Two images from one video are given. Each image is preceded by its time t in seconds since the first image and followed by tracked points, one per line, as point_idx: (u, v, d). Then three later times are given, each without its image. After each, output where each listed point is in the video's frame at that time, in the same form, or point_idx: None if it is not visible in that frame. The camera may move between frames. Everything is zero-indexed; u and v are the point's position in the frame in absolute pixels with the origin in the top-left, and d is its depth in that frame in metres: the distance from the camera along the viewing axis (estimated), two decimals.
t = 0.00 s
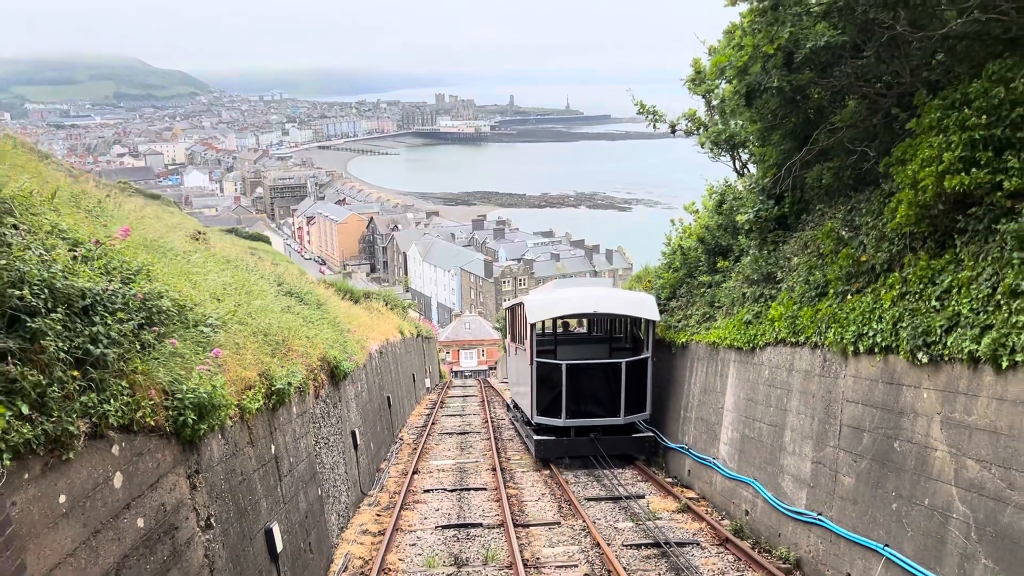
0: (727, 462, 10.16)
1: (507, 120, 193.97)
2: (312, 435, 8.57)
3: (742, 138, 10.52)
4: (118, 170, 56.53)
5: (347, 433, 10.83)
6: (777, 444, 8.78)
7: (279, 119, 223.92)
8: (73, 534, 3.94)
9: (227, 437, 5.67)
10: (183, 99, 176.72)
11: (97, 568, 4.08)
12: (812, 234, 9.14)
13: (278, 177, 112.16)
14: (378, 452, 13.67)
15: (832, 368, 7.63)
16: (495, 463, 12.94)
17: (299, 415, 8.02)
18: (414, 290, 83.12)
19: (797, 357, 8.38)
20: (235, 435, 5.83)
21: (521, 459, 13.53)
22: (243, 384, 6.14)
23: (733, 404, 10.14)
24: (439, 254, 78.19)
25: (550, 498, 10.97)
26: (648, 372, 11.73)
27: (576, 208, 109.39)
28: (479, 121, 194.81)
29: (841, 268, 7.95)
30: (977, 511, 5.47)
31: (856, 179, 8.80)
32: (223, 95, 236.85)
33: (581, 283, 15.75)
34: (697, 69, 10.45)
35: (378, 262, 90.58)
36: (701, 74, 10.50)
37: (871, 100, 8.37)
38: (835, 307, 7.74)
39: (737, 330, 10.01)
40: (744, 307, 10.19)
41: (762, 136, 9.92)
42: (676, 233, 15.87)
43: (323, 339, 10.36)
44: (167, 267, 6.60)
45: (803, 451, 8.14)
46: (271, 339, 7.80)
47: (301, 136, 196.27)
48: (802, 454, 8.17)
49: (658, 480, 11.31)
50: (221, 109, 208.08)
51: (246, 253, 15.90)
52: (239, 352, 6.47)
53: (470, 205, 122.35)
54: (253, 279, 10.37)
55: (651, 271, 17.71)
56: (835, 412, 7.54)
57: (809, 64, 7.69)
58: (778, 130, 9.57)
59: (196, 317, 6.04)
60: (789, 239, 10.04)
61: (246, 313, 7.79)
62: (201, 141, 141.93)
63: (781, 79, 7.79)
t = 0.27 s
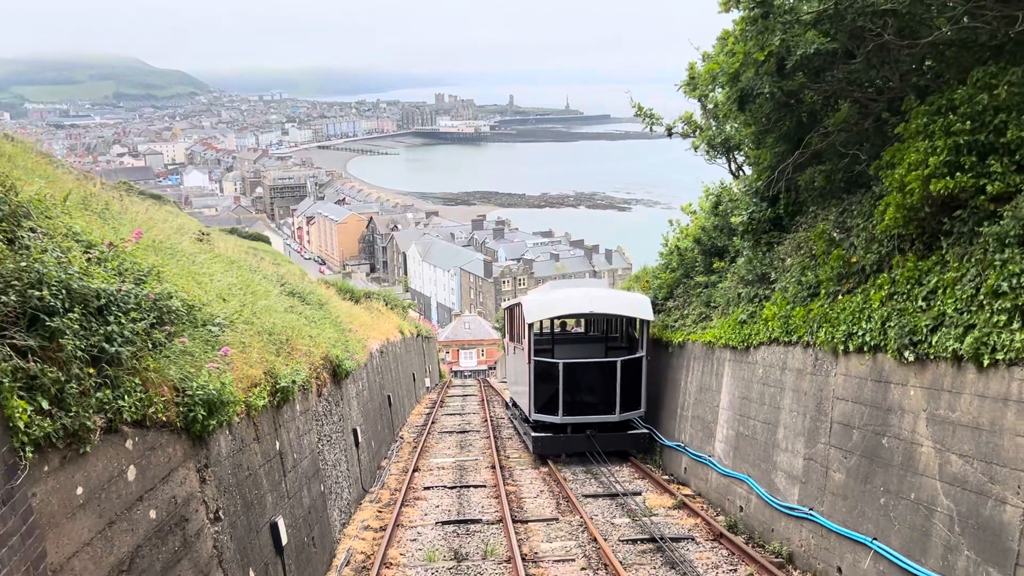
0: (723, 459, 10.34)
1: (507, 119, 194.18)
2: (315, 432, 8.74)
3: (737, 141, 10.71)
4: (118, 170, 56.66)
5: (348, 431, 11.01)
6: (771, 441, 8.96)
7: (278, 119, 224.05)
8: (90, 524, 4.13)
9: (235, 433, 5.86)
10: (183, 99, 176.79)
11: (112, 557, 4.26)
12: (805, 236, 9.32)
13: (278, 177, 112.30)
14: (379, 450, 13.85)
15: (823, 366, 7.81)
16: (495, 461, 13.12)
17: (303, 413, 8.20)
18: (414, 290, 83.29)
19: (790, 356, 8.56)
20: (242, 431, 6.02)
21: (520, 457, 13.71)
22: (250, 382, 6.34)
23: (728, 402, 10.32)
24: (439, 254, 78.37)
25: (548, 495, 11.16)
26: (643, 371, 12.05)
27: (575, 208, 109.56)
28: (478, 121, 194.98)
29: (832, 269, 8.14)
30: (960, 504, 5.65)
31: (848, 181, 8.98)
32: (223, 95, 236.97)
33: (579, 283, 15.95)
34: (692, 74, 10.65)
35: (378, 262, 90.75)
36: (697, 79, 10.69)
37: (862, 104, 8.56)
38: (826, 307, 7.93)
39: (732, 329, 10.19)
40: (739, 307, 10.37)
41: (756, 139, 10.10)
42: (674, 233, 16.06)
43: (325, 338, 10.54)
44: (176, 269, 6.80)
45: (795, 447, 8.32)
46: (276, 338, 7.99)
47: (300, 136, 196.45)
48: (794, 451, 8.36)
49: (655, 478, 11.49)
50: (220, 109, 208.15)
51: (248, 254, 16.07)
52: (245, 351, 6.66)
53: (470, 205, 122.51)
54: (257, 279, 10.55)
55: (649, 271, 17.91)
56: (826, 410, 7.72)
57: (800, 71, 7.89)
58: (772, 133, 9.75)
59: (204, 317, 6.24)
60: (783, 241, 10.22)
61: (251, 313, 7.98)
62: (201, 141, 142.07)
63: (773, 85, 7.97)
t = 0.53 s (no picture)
0: (719, 457, 10.49)
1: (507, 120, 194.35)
2: (317, 430, 8.90)
3: (733, 143, 10.88)
4: (119, 171, 56.79)
5: (350, 430, 11.16)
6: (765, 439, 9.12)
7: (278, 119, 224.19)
8: (103, 517, 4.29)
9: (241, 430, 6.02)
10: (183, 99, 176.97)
11: (124, 548, 4.43)
12: (799, 237, 9.49)
13: (278, 177, 112.43)
14: (379, 449, 14.01)
15: (815, 365, 7.97)
16: (494, 460, 13.27)
17: (305, 411, 8.35)
18: (414, 290, 83.45)
19: (783, 355, 8.72)
20: (247, 428, 6.18)
21: (519, 455, 13.87)
22: (256, 380, 6.51)
23: (724, 401, 10.48)
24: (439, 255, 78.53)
25: (547, 492, 11.32)
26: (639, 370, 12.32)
27: (575, 208, 109.75)
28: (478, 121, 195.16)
29: (825, 269, 8.29)
30: (946, 499, 5.81)
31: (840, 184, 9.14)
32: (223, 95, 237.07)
33: (578, 284, 16.12)
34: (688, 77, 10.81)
35: (378, 262, 90.91)
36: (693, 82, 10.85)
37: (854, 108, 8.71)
38: (818, 307, 8.08)
39: (728, 329, 10.35)
40: (734, 307, 10.53)
41: (751, 142, 10.27)
42: (671, 234, 16.21)
43: (327, 338, 10.70)
44: (183, 270, 6.97)
45: (789, 445, 8.48)
46: (279, 337, 8.15)
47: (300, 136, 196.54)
48: (787, 448, 8.52)
49: (652, 476, 11.65)
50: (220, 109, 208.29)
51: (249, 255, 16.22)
52: (251, 351, 6.83)
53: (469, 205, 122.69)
54: (260, 280, 10.72)
55: (646, 271, 18.06)
56: (818, 408, 7.88)
57: (792, 76, 8.06)
58: (766, 136, 9.91)
59: (210, 318, 6.41)
60: (777, 242, 10.39)
61: (255, 313, 8.15)
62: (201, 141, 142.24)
63: (766, 90, 8.13)
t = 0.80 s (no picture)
0: (715, 456, 10.65)
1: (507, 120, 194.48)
2: (320, 430, 9.05)
3: (728, 147, 11.05)
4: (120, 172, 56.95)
5: (351, 429, 11.32)
6: (760, 438, 9.28)
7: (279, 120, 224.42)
8: (115, 511, 4.45)
9: (247, 429, 6.19)
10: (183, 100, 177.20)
11: (135, 541, 4.59)
12: (793, 239, 9.65)
13: (279, 179, 112.63)
14: (381, 449, 14.16)
15: (808, 365, 8.13)
16: (494, 459, 13.42)
17: (308, 411, 8.51)
18: (414, 291, 83.62)
19: (778, 355, 8.89)
20: (253, 427, 6.35)
21: (518, 455, 14.02)
22: (261, 380, 6.68)
23: (720, 400, 10.64)
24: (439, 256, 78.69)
25: (546, 491, 11.47)
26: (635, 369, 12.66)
27: (575, 209, 109.93)
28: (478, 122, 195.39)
29: (818, 270, 8.45)
30: (934, 494, 5.97)
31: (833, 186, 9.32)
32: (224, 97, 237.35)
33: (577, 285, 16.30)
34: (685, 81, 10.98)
35: (378, 263, 91.06)
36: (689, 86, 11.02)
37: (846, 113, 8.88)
38: (811, 308, 8.25)
39: (723, 330, 10.52)
40: (730, 308, 10.70)
41: (746, 146, 10.44)
42: (669, 235, 16.38)
43: (329, 339, 10.86)
44: (190, 273, 7.15)
45: (783, 443, 8.64)
46: (283, 338, 8.32)
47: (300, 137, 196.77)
48: (781, 446, 8.68)
49: (650, 474, 11.80)
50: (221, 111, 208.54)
51: (252, 256, 16.39)
52: (256, 351, 7.00)
53: (470, 206, 122.86)
54: (263, 282, 10.89)
55: (645, 272, 18.23)
56: (811, 407, 8.04)
57: (785, 82, 8.23)
58: (761, 140, 10.08)
59: (217, 319, 6.59)
60: (773, 243, 10.55)
61: (259, 315, 8.32)
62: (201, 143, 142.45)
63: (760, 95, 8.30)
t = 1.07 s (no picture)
0: (712, 455, 10.81)
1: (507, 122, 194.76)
2: (322, 430, 9.21)
3: (724, 150, 11.21)
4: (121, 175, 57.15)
5: (353, 430, 11.48)
6: (755, 437, 9.44)
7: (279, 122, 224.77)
8: (127, 507, 4.62)
9: (252, 428, 6.36)
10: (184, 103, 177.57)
11: (146, 537, 4.76)
12: (788, 242, 9.81)
13: (279, 181, 112.86)
14: (382, 449, 14.32)
15: (802, 365, 8.29)
16: (494, 459, 13.57)
17: (311, 411, 8.67)
18: (415, 293, 83.80)
19: (772, 355, 9.04)
20: (258, 426, 6.51)
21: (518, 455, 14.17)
22: (266, 381, 6.86)
23: (716, 400, 10.80)
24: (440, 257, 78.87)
25: (545, 490, 11.63)
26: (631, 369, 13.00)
27: (575, 211, 110.11)
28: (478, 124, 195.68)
29: (811, 272, 8.60)
30: (922, 491, 6.14)
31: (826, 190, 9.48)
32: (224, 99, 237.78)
33: (575, 287, 16.48)
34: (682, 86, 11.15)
35: (379, 265, 91.23)
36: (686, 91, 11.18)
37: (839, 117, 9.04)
38: (805, 309, 8.41)
39: (720, 331, 10.68)
40: (726, 310, 10.86)
41: (742, 150, 10.60)
42: (667, 237, 16.55)
43: (331, 341, 11.03)
44: (196, 276, 7.33)
45: (777, 442, 8.80)
46: (287, 340, 8.49)
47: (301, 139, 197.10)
48: (776, 445, 8.84)
49: (648, 474, 11.95)
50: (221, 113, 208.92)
51: (254, 259, 16.55)
52: (261, 353, 7.17)
53: (470, 208, 123.07)
54: (266, 285, 11.06)
55: (644, 274, 18.38)
56: (804, 406, 8.20)
57: (778, 88, 8.40)
58: (756, 144, 10.24)
59: (222, 321, 6.76)
60: (768, 245, 10.71)
61: (263, 317, 8.49)
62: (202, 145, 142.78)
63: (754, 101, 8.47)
